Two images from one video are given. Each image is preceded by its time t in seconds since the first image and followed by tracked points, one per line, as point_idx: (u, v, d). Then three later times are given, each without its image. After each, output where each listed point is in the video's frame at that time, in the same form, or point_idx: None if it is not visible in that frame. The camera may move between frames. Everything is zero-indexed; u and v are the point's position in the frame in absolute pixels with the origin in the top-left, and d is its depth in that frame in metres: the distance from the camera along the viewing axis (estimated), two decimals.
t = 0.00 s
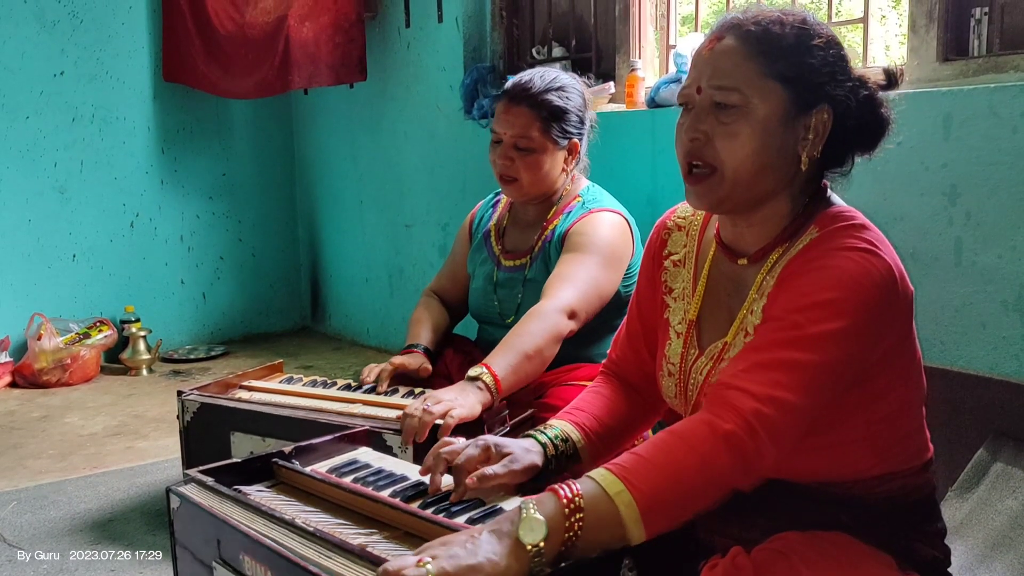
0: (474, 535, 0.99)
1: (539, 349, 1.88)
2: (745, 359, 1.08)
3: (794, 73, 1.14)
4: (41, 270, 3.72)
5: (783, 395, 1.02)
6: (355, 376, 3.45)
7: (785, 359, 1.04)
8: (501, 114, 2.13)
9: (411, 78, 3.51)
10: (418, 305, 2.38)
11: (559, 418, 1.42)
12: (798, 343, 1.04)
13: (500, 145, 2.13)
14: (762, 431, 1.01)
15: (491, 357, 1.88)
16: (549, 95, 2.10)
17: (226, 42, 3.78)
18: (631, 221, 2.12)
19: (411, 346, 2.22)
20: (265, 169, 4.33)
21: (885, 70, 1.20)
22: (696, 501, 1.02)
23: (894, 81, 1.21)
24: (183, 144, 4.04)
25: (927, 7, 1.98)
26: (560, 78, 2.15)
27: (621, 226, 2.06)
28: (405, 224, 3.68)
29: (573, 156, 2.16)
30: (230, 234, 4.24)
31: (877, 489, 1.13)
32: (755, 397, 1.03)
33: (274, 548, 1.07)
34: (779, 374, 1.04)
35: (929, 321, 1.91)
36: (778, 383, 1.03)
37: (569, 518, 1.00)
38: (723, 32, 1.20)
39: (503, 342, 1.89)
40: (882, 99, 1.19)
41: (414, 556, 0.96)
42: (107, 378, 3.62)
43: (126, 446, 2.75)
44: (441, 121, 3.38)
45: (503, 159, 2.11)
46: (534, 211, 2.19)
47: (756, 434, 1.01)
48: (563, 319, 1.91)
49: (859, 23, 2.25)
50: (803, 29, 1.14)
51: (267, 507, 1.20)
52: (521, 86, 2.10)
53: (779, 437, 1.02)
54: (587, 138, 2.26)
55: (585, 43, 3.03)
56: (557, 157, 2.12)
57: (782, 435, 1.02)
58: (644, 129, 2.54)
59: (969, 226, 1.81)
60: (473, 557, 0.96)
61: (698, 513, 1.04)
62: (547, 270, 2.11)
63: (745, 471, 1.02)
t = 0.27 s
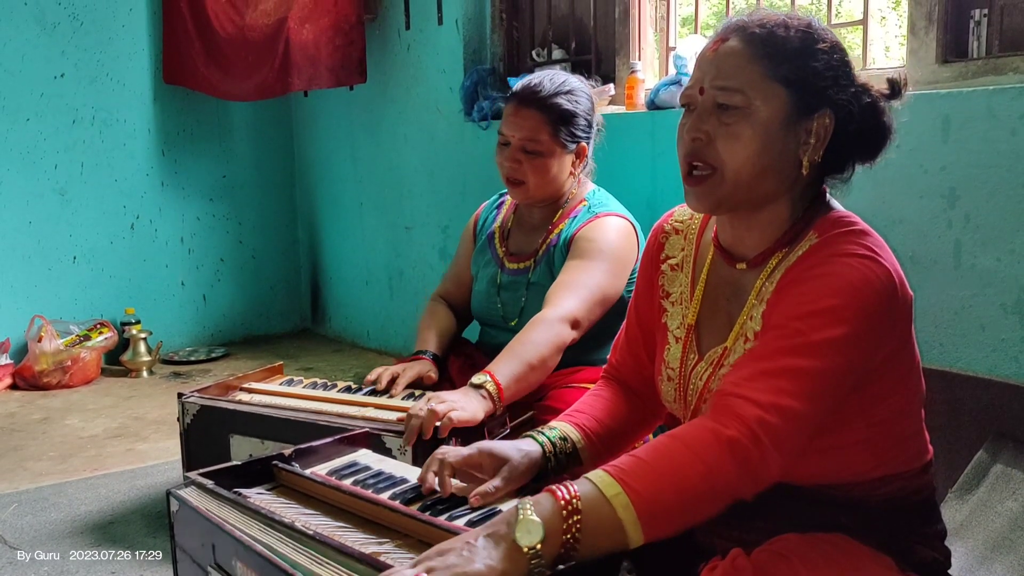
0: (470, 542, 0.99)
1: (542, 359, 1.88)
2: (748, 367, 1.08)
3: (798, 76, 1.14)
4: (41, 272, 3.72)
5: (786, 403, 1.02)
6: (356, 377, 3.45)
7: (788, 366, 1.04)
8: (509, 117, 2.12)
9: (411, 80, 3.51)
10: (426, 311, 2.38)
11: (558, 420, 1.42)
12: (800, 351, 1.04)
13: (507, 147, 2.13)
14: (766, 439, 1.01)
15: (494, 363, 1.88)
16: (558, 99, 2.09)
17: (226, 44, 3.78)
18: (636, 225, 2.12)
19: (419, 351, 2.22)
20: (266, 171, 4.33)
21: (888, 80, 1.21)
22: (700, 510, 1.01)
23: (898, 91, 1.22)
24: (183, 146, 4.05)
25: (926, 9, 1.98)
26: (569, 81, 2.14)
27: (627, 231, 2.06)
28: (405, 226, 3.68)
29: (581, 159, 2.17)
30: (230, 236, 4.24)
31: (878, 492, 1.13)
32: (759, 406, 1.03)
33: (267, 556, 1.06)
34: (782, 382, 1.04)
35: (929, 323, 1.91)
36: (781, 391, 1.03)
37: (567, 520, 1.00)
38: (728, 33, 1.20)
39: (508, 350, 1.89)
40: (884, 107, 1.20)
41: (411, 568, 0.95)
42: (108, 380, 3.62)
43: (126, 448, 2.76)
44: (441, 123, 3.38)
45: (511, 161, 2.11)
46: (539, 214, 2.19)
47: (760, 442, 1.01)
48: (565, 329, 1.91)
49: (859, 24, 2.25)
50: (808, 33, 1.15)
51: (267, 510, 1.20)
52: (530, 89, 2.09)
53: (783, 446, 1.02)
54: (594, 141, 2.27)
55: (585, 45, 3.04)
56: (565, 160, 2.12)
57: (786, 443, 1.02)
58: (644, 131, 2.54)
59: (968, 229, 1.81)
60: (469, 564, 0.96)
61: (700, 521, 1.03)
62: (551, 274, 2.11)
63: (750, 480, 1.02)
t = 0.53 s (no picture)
0: (476, 540, 0.99)
1: (542, 358, 1.88)
2: (751, 375, 1.08)
3: (798, 77, 1.14)
4: (41, 273, 3.72)
5: (788, 410, 1.02)
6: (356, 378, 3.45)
7: (790, 373, 1.04)
8: (519, 112, 2.12)
9: (411, 81, 3.51)
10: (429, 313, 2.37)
11: (558, 424, 1.42)
12: (802, 357, 1.04)
13: (516, 143, 2.12)
14: (770, 447, 1.01)
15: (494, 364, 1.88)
16: (570, 97, 2.11)
17: (226, 44, 3.78)
18: (638, 226, 2.12)
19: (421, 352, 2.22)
20: (265, 172, 4.33)
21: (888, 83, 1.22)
22: (707, 518, 1.01)
23: (897, 94, 1.23)
24: (183, 146, 4.05)
25: (926, 9, 1.98)
26: (579, 83, 2.16)
27: (629, 233, 2.07)
28: (405, 226, 3.68)
29: (587, 158, 2.19)
30: (230, 236, 4.25)
31: (879, 493, 1.13)
32: (764, 414, 1.03)
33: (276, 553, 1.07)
34: (785, 390, 1.03)
35: (929, 323, 1.91)
36: (784, 399, 1.03)
37: (573, 525, 1.00)
38: (728, 33, 1.20)
39: (509, 350, 1.89)
40: (884, 109, 1.20)
41: (415, 563, 0.95)
42: (108, 381, 3.62)
43: (127, 448, 2.75)
44: (441, 123, 3.38)
45: (518, 159, 2.10)
46: (541, 214, 2.19)
47: (765, 451, 1.01)
48: (567, 328, 1.91)
49: (858, 24, 2.25)
50: (809, 34, 1.15)
51: (267, 510, 1.20)
52: (542, 86, 2.11)
53: (787, 453, 1.02)
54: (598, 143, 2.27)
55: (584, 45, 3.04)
56: (573, 157, 2.13)
57: (790, 450, 1.02)
58: (644, 132, 2.54)
59: (969, 229, 1.81)
60: (473, 562, 0.96)
61: (706, 529, 1.03)
62: (554, 275, 2.11)
63: (756, 489, 1.02)
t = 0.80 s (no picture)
0: (478, 537, 0.99)
1: (542, 355, 1.88)
2: (750, 372, 1.08)
3: (791, 78, 1.14)
4: (42, 272, 3.72)
5: (788, 408, 1.03)
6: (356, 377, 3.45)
7: (790, 371, 1.04)
8: (529, 105, 2.13)
9: (411, 80, 3.51)
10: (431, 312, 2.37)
11: (561, 425, 1.42)
12: (802, 355, 1.04)
13: (526, 136, 2.13)
14: (769, 445, 1.01)
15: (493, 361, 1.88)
16: (578, 91, 2.13)
17: (226, 44, 3.78)
18: (639, 224, 2.12)
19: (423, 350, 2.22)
20: (265, 171, 4.33)
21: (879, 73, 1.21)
22: (706, 516, 1.01)
23: (890, 84, 1.22)
24: (183, 146, 4.05)
25: (926, 8, 1.98)
26: (587, 80, 2.19)
27: (629, 231, 2.07)
28: (405, 226, 3.68)
29: (593, 153, 2.20)
30: (230, 236, 4.25)
31: (880, 492, 1.13)
32: (762, 412, 1.03)
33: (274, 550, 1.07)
34: (785, 388, 1.04)
35: (929, 322, 1.91)
36: (784, 397, 1.03)
37: (574, 521, 1.00)
38: (718, 37, 1.20)
39: (508, 347, 1.89)
40: (878, 103, 1.20)
41: (418, 558, 0.95)
42: (108, 381, 3.62)
43: (127, 448, 2.76)
44: (441, 122, 3.39)
45: (529, 153, 2.10)
46: (544, 212, 2.19)
47: (764, 449, 1.01)
48: (564, 326, 1.91)
49: (859, 24, 2.25)
50: (799, 34, 1.15)
51: (268, 509, 1.20)
52: (551, 81, 2.13)
53: (787, 452, 1.02)
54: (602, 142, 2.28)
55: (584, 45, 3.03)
56: (581, 152, 2.14)
57: (790, 448, 1.02)
58: (644, 131, 2.54)
59: (969, 227, 1.81)
60: (476, 557, 0.96)
61: (705, 527, 1.03)
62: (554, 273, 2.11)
63: (755, 486, 1.02)
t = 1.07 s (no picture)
0: (474, 536, 0.99)
1: (542, 353, 1.88)
2: (746, 368, 1.08)
3: (778, 80, 1.14)
4: (42, 271, 3.72)
5: (785, 403, 1.02)
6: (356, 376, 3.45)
7: (787, 366, 1.04)
8: (533, 102, 2.12)
9: (411, 79, 3.51)
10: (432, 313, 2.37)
11: (559, 424, 1.42)
12: (799, 350, 1.04)
13: (530, 134, 2.13)
14: (765, 440, 1.01)
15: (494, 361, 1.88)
16: (582, 90, 2.13)
17: (226, 43, 3.78)
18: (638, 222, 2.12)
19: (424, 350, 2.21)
20: (265, 170, 4.33)
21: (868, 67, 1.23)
22: (703, 513, 1.01)
23: (877, 79, 1.23)
24: (183, 144, 4.05)
25: (927, 7, 1.98)
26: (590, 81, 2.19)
27: (630, 229, 2.06)
28: (404, 225, 3.68)
29: (593, 150, 2.21)
30: (230, 235, 4.25)
31: (877, 489, 1.13)
32: (758, 406, 1.03)
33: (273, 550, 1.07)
34: (782, 382, 1.03)
35: (929, 321, 1.91)
36: (781, 392, 1.03)
37: (570, 518, 1.00)
38: (704, 42, 1.20)
39: (508, 346, 1.89)
40: (867, 98, 1.20)
41: (415, 559, 0.95)
42: (108, 379, 3.62)
43: (127, 447, 2.75)
44: (441, 121, 3.38)
45: (535, 150, 2.10)
46: (544, 211, 2.19)
47: (761, 443, 1.01)
48: (565, 323, 1.91)
49: (859, 23, 2.25)
50: (784, 35, 1.15)
51: (268, 507, 1.20)
52: (555, 79, 2.13)
53: (784, 448, 1.02)
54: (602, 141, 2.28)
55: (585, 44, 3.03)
56: (584, 150, 2.15)
57: (786, 444, 1.02)
58: (644, 130, 2.54)
59: (969, 226, 1.81)
60: (474, 557, 0.96)
61: (700, 523, 1.03)
62: (555, 271, 2.11)
63: (751, 481, 1.01)
